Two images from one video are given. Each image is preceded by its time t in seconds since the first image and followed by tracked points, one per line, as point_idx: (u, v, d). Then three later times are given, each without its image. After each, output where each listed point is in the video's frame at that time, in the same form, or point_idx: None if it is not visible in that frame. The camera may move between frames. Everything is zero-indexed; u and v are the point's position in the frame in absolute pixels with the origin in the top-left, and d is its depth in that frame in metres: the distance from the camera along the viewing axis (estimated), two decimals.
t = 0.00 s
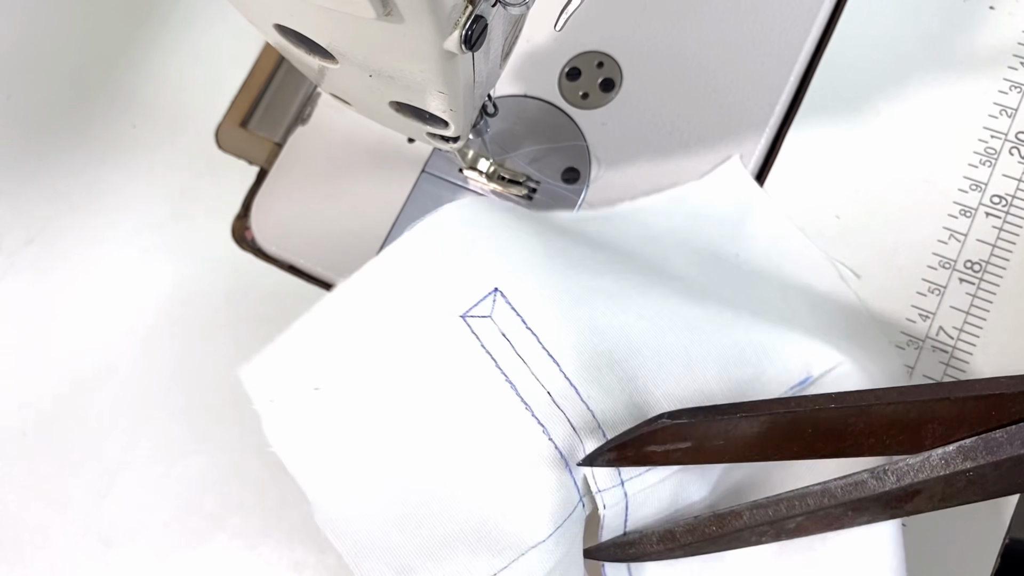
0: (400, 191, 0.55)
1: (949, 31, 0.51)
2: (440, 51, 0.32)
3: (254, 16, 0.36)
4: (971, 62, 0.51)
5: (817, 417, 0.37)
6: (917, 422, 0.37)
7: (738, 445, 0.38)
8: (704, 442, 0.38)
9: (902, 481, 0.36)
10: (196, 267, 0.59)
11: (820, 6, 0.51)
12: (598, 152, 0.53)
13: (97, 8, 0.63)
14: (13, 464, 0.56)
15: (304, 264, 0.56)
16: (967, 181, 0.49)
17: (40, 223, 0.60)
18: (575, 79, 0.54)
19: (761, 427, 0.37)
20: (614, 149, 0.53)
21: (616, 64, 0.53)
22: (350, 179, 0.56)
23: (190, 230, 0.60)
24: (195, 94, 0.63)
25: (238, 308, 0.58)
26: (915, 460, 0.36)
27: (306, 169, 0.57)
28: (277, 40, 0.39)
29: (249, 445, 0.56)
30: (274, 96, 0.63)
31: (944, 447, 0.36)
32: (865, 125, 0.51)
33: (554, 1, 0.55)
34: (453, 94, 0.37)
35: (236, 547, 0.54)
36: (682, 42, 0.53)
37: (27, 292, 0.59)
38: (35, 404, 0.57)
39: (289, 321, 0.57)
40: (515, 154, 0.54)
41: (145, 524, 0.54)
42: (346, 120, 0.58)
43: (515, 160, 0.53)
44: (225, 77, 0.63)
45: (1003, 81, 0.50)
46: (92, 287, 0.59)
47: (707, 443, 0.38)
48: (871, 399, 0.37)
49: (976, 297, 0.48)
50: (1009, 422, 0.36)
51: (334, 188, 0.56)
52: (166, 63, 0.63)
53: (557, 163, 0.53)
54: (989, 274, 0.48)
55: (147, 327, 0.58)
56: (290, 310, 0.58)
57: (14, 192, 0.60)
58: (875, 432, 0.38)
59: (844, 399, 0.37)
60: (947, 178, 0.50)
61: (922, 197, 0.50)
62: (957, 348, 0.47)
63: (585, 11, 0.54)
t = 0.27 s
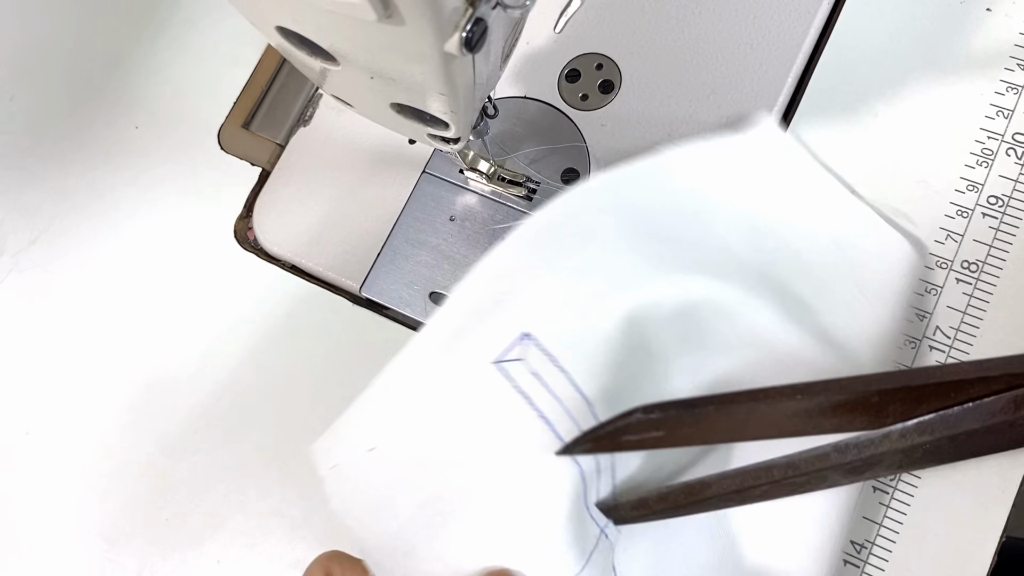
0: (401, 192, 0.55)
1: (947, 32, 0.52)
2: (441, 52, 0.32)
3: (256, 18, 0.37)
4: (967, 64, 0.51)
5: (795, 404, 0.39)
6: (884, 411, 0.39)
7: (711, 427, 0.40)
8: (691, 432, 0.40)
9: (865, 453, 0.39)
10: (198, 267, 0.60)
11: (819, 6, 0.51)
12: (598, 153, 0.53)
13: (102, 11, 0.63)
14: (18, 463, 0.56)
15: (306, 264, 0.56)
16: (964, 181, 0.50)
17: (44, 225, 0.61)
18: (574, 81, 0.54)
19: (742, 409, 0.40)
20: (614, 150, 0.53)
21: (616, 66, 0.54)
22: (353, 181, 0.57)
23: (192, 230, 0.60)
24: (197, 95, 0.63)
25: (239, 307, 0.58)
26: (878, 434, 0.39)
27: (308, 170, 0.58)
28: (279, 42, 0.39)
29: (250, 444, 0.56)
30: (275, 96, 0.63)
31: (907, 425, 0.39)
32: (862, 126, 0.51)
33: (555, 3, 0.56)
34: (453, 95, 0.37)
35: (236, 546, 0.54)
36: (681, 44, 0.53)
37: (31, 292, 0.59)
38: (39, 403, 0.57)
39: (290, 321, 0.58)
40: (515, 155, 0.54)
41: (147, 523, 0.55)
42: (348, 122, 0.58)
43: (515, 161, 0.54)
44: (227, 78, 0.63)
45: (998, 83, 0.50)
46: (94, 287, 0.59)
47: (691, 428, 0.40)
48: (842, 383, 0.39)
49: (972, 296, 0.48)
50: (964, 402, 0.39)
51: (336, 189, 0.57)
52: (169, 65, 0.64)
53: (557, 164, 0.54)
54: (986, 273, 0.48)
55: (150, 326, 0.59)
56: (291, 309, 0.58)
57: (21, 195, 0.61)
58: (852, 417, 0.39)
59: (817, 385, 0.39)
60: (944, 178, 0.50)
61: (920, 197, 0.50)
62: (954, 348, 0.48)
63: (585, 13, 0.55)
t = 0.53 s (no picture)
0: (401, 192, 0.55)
1: (949, 30, 0.51)
2: (440, 51, 0.32)
3: (254, 16, 0.36)
4: (971, 62, 0.51)
5: (797, 369, 0.32)
6: (891, 405, 0.33)
7: (711, 370, 0.33)
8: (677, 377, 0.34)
9: (847, 451, 0.35)
10: (196, 267, 0.59)
11: (820, 8, 0.52)
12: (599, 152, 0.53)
13: (99, 10, 0.63)
14: (15, 465, 0.56)
15: (305, 263, 0.56)
16: (967, 181, 0.49)
17: (41, 225, 0.60)
18: (575, 79, 0.54)
19: (734, 365, 0.33)
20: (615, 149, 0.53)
21: (616, 64, 0.54)
22: (352, 179, 0.56)
23: (190, 230, 0.60)
24: (195, 95, 0.63)
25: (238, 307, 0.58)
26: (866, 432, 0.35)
27: (306, 169, 0.57)
28: (277, 40, 0.39)
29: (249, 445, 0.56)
30: (274, 95, 0.63)
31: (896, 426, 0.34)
32: (864, 125, 0.51)
33: (555, 1, 0.56)
34: (453, 93, 0.37)
35: (234, 548, 0.54)
36: (682, 43, 0.53)
37: (28, 292, 0.59)
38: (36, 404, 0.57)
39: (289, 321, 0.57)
40: (514, 154, 0.54)
41: (146, 524, 0.55)
42: (347, 121, 0.58)
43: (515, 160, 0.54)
44: (225, 77, 0.63)
45: (1002, 81, 0.50)
46: (92, 287, 0.59)
47: (678, 371, 0.33)
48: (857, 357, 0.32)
49: (975, 297, 0.48)
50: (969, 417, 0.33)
51: (334, 188, 0.56)
52: (167, 64, 0.63)
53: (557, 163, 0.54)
54: (989, 273, 0.48)
55: (148, 327, 0.58)
56: (288, 310, 0.57)
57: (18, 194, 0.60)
58: (851, 391, 0.33)
59: (826, 355, 0.32)
60: (947, 178, 0.50)
61: (922, 197, 0.50)
62: (958, 349, 0.47)
63: (585, 12, 0.54)
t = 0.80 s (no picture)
0: (401, 192, 0.55)
1: (950, 30, 0.51)
2: (440, 50, 0.32)
3: (254, 15, 0.36)
4: (972, 62, 0.51)
5: (792, 378, 0.31)
6: (881, 425, 0.33)
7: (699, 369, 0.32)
8: (665, 374, 0.32)
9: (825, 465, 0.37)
10: (196, 267, 0.59)
11: (821, 7, 0.51)
12: (599, 152, 0.53)
13: (98, 10, 0.63)
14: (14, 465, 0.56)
15: (305, 264, 0.56)
16: (967, 181, 0.49)
17: (41, 224, 0.60)
18: (575, 79, 0.54)
19: (729, 368, 0.31)
20: (615, 149, 0.53)
21: (616, 64, 0.53)
22: (352, 179, 0.56)
23: (189, 230, 0.60)
24: (195, 94, 0.63)
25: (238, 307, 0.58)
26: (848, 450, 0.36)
27: (306, 169, 0.57)
28: (277, 40, 0.39)
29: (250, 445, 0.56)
30: (274, 95, 0.62)
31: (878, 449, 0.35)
32: (864, 125, 0.51)
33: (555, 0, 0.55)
34: (453, 93, 0.37)
35: (235, 548, 0.54)
36: (682, 43, 0.53)
37: (27, 292, 0.59)
38: (36, 403, 0.57)
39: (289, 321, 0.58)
40: (514, 154, 0.54)
41: (146, 524, 0.54)
42: (346, 121, 0.58)
43: (515, 160, 0.53)
44: (224, 77, 0.63)
45: (1003, 81, 0.50)
46: (91, 287, 0.59)
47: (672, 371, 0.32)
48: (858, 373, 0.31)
49: (975, 297, 0.48)
50: (952, 448, 0.33)
51: (335, 188, 0.56)
52: (166, 63, 0.63)
53: (557, 163, 0.53)
54: (989, 273, 0.48)
55: (148, 327, 0.58)
56: (289, 309, 0.57)
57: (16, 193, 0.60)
58: (845, 406, 0.32)
59: (828, 370, 0.31)
60: (948, 178, 0.50)
61: (922, 197, 0.50)
62: (958, 349, 0.47)
63: (585, 11, 0.54)
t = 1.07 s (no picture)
0: (400, 191, 0.55)
1: (950, 30, 0.51)
2: (440, 50, 0.32)
3: (253, 15, 0.36)
4: (972, 61, 0.51)
5: (780, 368, 0.30)
6: (876, 409, 0.32)
7: (688, 363, 0.32)
8: (650, 369, 0.33)
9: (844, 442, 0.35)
10: (197, 267, 0.59)
11: (820, 8, 0.51)
12: (599, 151, 0.53)
13: (97, 8, 0.62)
14: (12, 466, 0.55)
15: (304, 265, 0.56)
16: (968, 180, 0.49)
17: (39, 224, 0.59)
18: (574, 79, 0.54)
19: (712, 359, 0.31)
20: (615, 148, 0.53)
21: (617, 64, 0.53)
22: (352, 179, 0.56)
23: (189, 230, 0.60)
24: (195, 94, 0.63)
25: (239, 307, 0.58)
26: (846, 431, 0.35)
27: (306, 169, 0.57)
28: (276, 39, 0.39)
29: (251, 445, 0.56)
30: (274, 95, 0.63)
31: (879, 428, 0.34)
32: (865, 125, 0.51)
33: None
34: (453, 93, 0.36)
35: (236, 548, 0.54)
36: (683, 42, 0.53)
37: (26, 292, 0.58)
38: (35, 404, 0.56)
39: (290, 321, 0.58)
40: (514, 153, 0.54)
41: (147, 525, 0.54)
42: (346, 121, 0.57)
43: (515, 160, 0.53)
44: (224, 77, 0.63)
45: (1003, 81, 0.50)
46: (92, 287, 0.59)
47: (655, 360, 0.32)
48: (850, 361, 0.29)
49: (976, 297, 0.48)
50: (955, 427, 0.32)
51: (335, 188, 0.56)
52: (165, 63, 0.63)
53: (557, 163, 0.53)
54: (990, 274, 0.48)
55: (148, 327, 0.58)
56: (291, 310, 0.58)
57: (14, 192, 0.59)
58: (836, 391, 0.31)
59: (817, 360, 0.29)
60: (948, 178, 0.50)
61: (923, 197, 0.50)
62: (958, 349, 0.47)
63: (586, 10, 0.54)
